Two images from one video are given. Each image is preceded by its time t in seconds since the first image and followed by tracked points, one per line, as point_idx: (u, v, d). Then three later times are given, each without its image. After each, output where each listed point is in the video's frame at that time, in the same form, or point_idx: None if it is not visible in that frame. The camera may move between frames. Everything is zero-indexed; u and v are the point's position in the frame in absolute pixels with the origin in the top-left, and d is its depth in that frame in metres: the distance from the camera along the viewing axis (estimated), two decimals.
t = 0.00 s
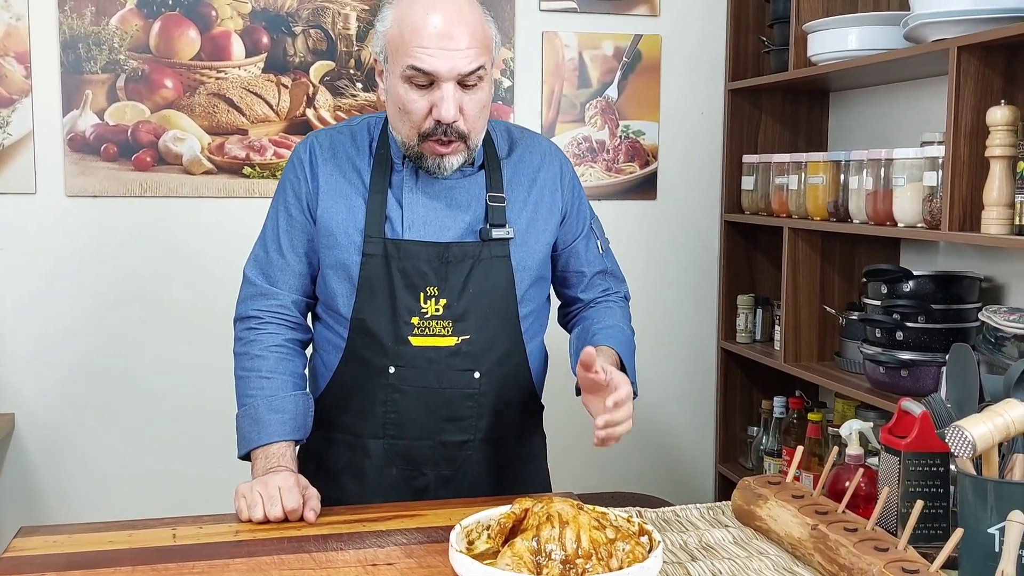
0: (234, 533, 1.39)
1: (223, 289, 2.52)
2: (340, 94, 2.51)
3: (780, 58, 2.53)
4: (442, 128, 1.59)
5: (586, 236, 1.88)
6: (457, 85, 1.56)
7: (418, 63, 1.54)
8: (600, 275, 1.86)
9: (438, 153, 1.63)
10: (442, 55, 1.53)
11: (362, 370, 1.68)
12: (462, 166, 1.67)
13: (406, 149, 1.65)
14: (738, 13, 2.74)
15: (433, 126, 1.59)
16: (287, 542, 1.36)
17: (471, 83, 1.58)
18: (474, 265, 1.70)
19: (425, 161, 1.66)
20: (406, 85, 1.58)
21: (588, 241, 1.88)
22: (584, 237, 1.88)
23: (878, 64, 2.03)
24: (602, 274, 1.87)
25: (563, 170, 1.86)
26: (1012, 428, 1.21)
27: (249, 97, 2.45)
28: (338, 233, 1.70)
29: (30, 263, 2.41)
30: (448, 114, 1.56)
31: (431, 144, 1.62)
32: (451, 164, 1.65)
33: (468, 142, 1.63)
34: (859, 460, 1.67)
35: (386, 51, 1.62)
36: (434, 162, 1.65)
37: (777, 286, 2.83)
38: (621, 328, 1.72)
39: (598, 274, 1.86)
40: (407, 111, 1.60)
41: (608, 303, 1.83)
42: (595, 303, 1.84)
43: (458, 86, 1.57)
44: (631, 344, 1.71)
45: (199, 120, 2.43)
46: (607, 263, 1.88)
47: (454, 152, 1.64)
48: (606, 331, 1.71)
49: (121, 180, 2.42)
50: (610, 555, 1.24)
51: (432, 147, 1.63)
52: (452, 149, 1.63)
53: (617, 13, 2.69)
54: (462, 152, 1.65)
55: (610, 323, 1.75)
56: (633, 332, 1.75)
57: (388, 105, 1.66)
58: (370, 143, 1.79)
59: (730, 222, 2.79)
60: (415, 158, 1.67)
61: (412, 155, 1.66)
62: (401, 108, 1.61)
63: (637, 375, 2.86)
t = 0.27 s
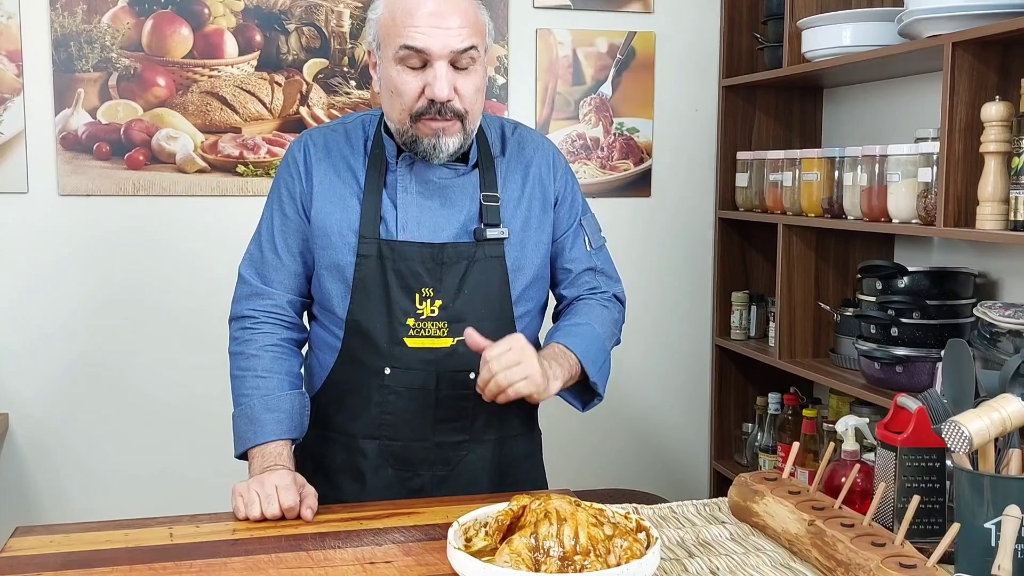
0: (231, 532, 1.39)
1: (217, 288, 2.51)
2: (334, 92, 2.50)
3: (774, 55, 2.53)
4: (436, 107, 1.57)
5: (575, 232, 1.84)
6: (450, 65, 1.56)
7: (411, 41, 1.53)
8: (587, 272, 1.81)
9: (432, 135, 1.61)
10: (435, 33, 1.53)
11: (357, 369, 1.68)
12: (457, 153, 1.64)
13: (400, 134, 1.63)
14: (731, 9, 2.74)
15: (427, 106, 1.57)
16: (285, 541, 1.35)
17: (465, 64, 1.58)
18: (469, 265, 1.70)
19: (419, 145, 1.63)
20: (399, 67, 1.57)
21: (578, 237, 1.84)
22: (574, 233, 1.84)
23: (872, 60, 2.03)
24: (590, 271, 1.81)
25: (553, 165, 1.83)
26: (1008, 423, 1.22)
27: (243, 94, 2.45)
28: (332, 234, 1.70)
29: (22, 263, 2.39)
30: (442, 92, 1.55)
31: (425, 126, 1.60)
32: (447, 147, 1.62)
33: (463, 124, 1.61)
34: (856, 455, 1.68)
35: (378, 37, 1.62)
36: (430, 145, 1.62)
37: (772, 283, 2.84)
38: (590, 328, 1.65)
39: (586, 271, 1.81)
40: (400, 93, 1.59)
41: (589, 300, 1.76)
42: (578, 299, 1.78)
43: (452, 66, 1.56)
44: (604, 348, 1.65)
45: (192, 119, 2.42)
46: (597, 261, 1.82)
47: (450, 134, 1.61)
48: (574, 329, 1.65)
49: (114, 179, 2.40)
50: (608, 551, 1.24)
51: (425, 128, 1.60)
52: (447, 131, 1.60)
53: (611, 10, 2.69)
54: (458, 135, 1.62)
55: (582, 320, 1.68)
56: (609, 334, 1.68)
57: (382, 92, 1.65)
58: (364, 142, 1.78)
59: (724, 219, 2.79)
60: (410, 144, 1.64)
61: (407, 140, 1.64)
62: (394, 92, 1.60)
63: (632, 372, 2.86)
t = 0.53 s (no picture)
0: (231, 530, 1.39)
1: (213, 286, 2.51)
2: (329, 89, 2.50)
3: (770, 51, 2.53)
4: (422, 75, 1.63)
5: (575, 234, 1.86)
6: (435, 35, 1.63)
7: (398, 9, 1.60)
8: (587, 275, 1.84)
9: (419, 106, 1.64)
10: (420, 2, 1.61)
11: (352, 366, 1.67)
12: (445, 132, 1.66)
13: (386, 111, 1.66)
14: (727, 5, 2.74)
15: (412, 73, 1.63)
16: (285, 539, 1.35)
17: (450, 38, 1.65)
18: (463, 264, 1.69)
19: (405, 123, 1.65)
20: (386, 39, 1.64)
21: (578, 239, 1.86)
22: (574, 235, 1.86)
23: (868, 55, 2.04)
24: (589, 275, 1.84)
25: (552, 168, 1.84)
26: (1007, 418, 1.22)
27: (238, 92, 2.44)
28: (327, 232, 1.69)
29: (18, 262, 2.39)
30: (428, 58, 1.61)
31: (412, 97, 1.64)
32: (435, 121, 1.64)
33: (449, 98, 1.65)
34: (854, 450, 1.67)
35: (366, 21, 1.70)
36: (416, 120, 1.64)
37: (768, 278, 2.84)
38: (593, 345, 1.71)
39: (586, 274, 1.85)
40: (387, 65, 1.64)
41: (590, 308, 1.80)
42: (578, 306, 1.82)
43: (437, 37, 1.63)
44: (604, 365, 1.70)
45: (188, 117, 2.42)
46: (595, 265, 1.86)
47: (438, 109, 1.64)
48: (579, 349, 1.69)
49: (110, 178, 2.40)
50: (607, 547, 1.24)
51: (412, 99, 1.64)
52: (436, 104, 1.64)
53: (606, 6, 2.69)
54: (446, 112, 1.65)
55: (584, 335, 1.72)
56: (609, 348, 1.73)
57: (369, 74, 1.70)
58: (360, 140, 1.78)
59: (721, 216, 2.79)
60: (395, 122, 1.66)
61: (392, 117, 1.66)
62: (381, 66, 1.65)
63: (629, 369, 2.86)
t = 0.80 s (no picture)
0: (228, 529, 1.39)
1: (209, 285, 2.51)
2: (325, 88, 2.49)
3: (765, 49, 2.54)
4: (415, 65, 1.65)
5: (570, 232, 1.87)
6: (429, 27, 1.65)
7: (392, 1, 1.64)
8: (581, 273, 1.86)
9: (411, 95, 1.65)
10: None
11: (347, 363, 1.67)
12: (438, 123, 1.67)
13: (380, 103, 1.68)
14: (723, 3, 2.74)
15: (406, 63, 1.65)
16: (282, 538, 1.36)
17: (443, 30, 1.67)
18: (457, 260, 1.69)
19: (398, 114, 1.66)
20: (380, 31, 1.66)
21: (572, 237, 1.87)
22: (568, 234, 1.87)
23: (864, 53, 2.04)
24: (582, 273, 1.86)
25: (547, 166, 1.85)
26: (1003, 415, 1.23)
27: (234, 91, 2.44)
28: (322, 227, 1.69)
29: (13, 262, 2.38)
30: (421, 47, 1.64)
31: (405, 86, 1.65)
32: (427, 111, 1.65)
33: (442, 89, 1.66)
34: (851, 447, 1.67)
35: (361, 18, 1.73)
36: (409, 110, 1.65)
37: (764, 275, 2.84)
38: (588, 342, 1.72)
39: (579, 273, 1.86)
40: (381, 56, 1.67)
41: (583, 307, 1.82)
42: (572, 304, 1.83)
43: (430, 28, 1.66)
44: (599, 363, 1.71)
45: (184, 116, 2.41)
46: (588, 263, 1.87)
47: (431, 99, 1.65)
48: (575, 346, 1.71)
49: (106, 177, 2.39)
50: (605, 545, 1.25)
51: (405, 89, 1.65)
52: (428, 94, 1.65)
53: (601, 5, 2.69)
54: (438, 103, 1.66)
55: (579, 333, 1.74)
56: (603, 346, 1.75)
57: (365, 69, 1.73)
58: (356, 135, 1.77)
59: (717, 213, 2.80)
60: (390, 114, 1.67)
61: (387, 109, 1.67)
62: (375, 59, 1.67)
63: (625, 367, 2.87)
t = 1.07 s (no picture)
0: (228, 528, 1.39)
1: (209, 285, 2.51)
2: (325, 88, 2.49)
3: (764, 49, 2.54)
4: (399, 64, 1.68)
5: (551, 231, 1.88)
6: (413, 26, 1.69)
7: (377, 1, 1.67)
8: (562, 270, 1.87)
9: (396, 95, 1.68)
10: None
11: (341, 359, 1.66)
12: (421, 120, 1.70)
13: (365, 100, 1.71)
14: (722, 4, 2.75)
15: (390, 62, 1.68)
16: (282, 537, 1.36)
17: (426, 29, 1.71)
18: (441, 252, 1.70)
19: (382, 110, 1.69)
20: (365, 30, 1.69)
21: (553, 236, 1.89)
22: (549, 232, 1.88)
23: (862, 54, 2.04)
24: (564, 271, 1.87)
25: (529, 165, 1.87)
26: (1002, 415, 1.23)
27: (233, 91, 2.44)
28: (306, 220, 1.71)
29: (13, 262, 2.38)
30: (404, 46, 1.67)
31: (389, 85, 1.68)
32: (410, 109, 1.68)
33: (425, 87, 1.70)
34: (850, 448, 1.67)
35: (346, 16, 1.76)
36: (393, 107, 1.68)
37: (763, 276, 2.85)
38: (573, 332, 1.72)
39: (560, 270, 1.87)
40: (366, 54, 1.70)
41: (566, 301, 1.83)
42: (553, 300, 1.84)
43: (414, 27, 1.69)
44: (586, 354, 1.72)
45: (184, 116, 2.42)
46: (570, 261, 1.89)
47: (414, 97, 1.69)
48: (560, 336, 1.71)
49: (106, 177, 2.40)
50: (605, 545, 1.25)
51: (389, 88, 1.68)
52: (411, 92, 1.69)
53: (601, 5, 2.69)
54: (421, 101, 1.69)
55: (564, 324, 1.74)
56: (588, 338, 1.75)
57: (349, 66, 1.76)
58: (340, 133, 1.79)
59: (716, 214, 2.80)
60: (374, 111, 1.70)
61: (372, 106, 1.70)
62: (360, 57, 1.71)
63: (623, 366, 2.87)
